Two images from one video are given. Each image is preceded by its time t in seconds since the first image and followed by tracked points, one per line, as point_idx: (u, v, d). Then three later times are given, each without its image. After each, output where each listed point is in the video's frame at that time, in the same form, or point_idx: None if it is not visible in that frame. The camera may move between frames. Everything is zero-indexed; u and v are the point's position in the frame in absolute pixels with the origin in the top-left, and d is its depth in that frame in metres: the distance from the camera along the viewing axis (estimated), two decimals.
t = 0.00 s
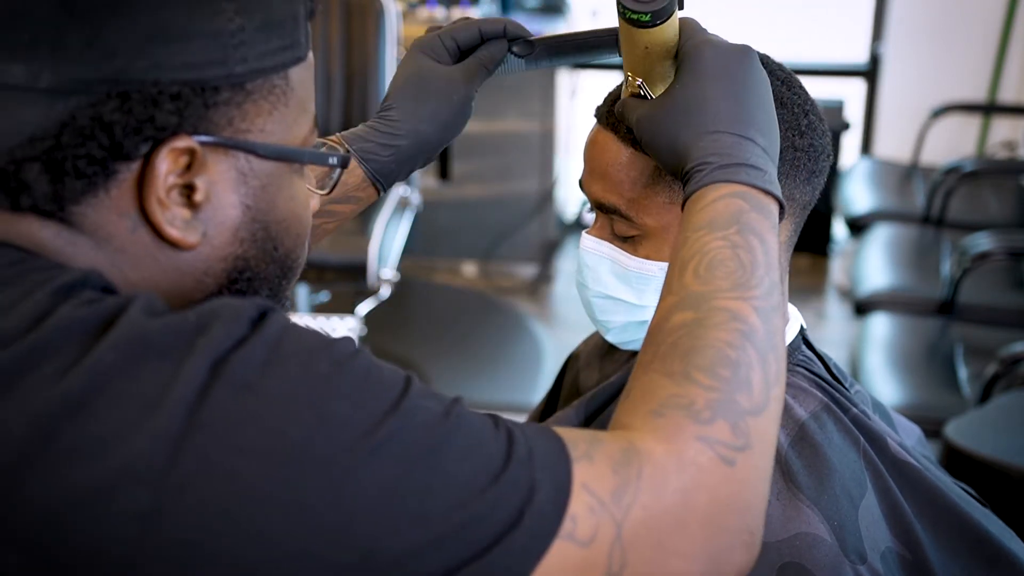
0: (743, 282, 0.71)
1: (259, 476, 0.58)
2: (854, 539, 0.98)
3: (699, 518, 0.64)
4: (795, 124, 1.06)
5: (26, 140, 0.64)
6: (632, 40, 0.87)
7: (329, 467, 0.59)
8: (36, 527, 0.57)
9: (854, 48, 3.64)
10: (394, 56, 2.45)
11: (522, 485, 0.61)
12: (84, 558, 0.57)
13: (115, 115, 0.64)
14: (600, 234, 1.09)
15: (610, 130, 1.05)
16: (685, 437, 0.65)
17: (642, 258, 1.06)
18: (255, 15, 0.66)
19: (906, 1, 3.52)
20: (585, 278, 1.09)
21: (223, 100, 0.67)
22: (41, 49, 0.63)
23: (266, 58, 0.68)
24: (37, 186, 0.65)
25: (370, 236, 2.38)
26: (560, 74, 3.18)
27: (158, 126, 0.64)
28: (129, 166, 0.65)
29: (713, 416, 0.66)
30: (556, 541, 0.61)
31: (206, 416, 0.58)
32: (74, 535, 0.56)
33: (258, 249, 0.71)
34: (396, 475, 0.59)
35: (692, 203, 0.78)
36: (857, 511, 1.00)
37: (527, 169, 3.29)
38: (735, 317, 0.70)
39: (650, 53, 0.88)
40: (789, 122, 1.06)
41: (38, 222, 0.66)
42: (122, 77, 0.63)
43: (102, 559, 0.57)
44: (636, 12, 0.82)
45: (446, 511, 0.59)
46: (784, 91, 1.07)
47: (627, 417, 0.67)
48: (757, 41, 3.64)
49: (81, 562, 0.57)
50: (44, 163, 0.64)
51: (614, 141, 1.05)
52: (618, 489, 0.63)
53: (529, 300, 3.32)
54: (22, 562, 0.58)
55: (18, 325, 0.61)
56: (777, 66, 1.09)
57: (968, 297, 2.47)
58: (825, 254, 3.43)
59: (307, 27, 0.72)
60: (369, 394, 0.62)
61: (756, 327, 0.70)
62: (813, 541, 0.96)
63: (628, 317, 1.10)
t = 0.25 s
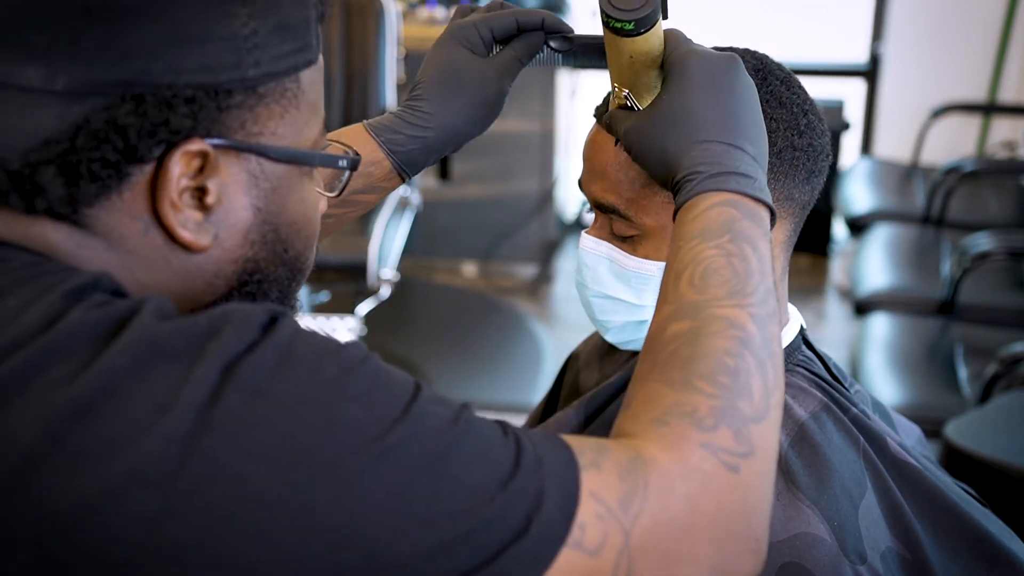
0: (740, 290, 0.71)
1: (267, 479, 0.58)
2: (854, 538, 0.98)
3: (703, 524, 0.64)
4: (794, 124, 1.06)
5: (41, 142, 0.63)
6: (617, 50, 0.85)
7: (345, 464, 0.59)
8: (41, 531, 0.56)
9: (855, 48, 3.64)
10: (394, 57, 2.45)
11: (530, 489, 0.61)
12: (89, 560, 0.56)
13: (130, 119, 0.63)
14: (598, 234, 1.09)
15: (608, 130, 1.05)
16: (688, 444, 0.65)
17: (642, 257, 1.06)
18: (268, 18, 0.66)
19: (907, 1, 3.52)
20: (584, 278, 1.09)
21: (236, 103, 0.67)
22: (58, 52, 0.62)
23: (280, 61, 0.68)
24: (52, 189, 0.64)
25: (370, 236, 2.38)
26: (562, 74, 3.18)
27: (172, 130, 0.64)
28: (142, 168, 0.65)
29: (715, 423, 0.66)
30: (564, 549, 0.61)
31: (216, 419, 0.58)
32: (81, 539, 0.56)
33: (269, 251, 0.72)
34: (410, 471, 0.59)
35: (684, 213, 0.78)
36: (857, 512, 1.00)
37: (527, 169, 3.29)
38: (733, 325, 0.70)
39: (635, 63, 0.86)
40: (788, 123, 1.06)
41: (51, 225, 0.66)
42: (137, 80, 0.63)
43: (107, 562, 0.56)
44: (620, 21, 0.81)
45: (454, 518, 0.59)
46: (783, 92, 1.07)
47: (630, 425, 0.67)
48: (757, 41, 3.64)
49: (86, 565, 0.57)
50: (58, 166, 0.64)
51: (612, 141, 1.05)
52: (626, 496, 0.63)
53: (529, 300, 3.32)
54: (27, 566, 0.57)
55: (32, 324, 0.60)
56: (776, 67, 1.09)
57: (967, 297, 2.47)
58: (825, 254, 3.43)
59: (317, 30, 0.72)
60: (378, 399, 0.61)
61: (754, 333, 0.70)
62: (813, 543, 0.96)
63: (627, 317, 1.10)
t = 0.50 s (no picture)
0: (757, 323, 0.71)
1: (270, 482, 0.57)
2: (855, 539, 0.98)
3: (701, 557, 0.65)
4: (798, 126, 1.06)
5: (41, 141, 0.63)
6: (666, 33, 0.84)
7: (346, 465, 0.59)
8: (42, 535, 0.56)
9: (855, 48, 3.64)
10: (394, 56, 2.44)
11: (530, 513, 0.61)
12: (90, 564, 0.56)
13: (130, 118, 0.63)
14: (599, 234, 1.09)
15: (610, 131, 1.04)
16: (691, 481, 0.65)
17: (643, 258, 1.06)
18: (270, 17, 0.66)
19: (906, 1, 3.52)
20: (585, 278, 1.09)
21: (237, 102, 0.67)
22: (58, 52, 0.62)
23: (281, 59, 0.68)
24: (52, 188, 0.64)
25: (370, 236, 2.38)
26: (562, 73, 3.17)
27: (173, 129, 0.65)
28: (142, 167, 0.65)
29: (721, 464, 0.66)
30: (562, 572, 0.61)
31: (221, 422, 0.58)
32: (82, 544, 0.56)
33: (270, 249, 0.72)
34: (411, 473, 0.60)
35: (704, 234, 0.77)
36: (858, 513, 1.00)
37: (527, 168, 3.29)
38: (749, 359, 0.70)
39: (675, 56, 0.85)
40: (791, 125, 1.06)
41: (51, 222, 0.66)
42: (138, 79, 0.63)
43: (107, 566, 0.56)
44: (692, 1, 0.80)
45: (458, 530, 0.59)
46: (786, 93, 1.06)
47: (633, 455, 0.67)
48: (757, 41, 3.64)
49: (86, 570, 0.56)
50: (58, 165, 0.64)
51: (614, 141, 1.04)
52: (624, 530, 0.63)
53: (529, 299, 3.32)
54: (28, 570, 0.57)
55: (35, 323, 0.60)
56: (779, 67, 1.09)
57: (968, 298, 2.47)
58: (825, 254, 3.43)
59: (320, 29, 0.72)
60: (385, 410, 0.62)
61: (768, 367, 0.70)
62: (813, 544, 0.95)
63: (627, 318, 1.10)
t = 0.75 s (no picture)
0: (781, 328, 0.71)
1: (275, 484, 0.57)
2: (855, 539, 0.98)
3: (710, 562, 0.64)
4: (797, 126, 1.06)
5: (44, 143, 0.63)
6: (733, 32, 0.82)
7: (358, 471, 0.58)
8: (49, 540, 0.56)
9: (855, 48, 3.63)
10: (394, 56, 2.43)
11: (531, 517, 0.61)
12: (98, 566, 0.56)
13: (134, 120, 0.64)
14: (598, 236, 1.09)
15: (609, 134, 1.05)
16: (703, 485, 0.65)
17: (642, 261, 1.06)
18: (274, 17, 0.66)
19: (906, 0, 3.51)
20: (585, 280, 1.09)
21: (241, 103, 0.67)
22: (61, 53, 0.62)
23: (286, 60, 0.68)
24: (56, 190, 0.64)
25: (371, 236, 2.38)
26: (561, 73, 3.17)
27: (176, 131, 0.65)
28: (146, 168, 0.65)
29: (735, 468, 0.66)
30: None
31: (225, 424, 0.58)
32: (90, 546, 0.56)
33: (275, 250, 0.72)
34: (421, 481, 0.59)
35: (742, 230, 0.77)
36: (858, 513, 1.00)
37: (527, 168, 3.29)
38: (772, 363, 0.70)
39: (739, 53, 0.84)
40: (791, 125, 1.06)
41: (55, 225, 0.66)
42: (140, 81, 0.63)
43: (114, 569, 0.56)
44: (760, 15, 0.79)
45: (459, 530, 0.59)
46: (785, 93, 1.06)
47: (647, 453, 0.67)
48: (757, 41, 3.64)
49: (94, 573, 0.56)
50: (62, 167, 0.64)
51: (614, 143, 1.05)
52: (630, 533, 0.62)
53: (529, 299, 3.32)
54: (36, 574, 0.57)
55: (42, 327, 0.60)
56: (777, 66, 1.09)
57: (968, 298, 2.47)
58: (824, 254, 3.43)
59: (324, 29, 0.72)
60: (387, 416, 0.61)
61: (789, 373, 0.70)
62: (813, 543, 0.95)
63: (628, 319, 1.08)
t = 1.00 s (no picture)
0: (764, 323, 0.71)
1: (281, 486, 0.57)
2: (855, 538, 0.98)
3: (710, 556, 0.64)
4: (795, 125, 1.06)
5: (52, 147, 0.63)
6: (676, 54, 0.84)
7: (365, 473, 0.58)
8: (56, 543, 0.56)
9: (855, 48, 3.64)
10: (395, 57, 2.44)
11: (536, 516, 0.61)
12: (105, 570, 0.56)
13: (141, 124, 0.63)
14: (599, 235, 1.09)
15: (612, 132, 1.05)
16: (700, 478, 0.65)
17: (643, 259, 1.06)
18: (281, 22, 0.66)
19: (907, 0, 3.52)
20: (585, 278, 1.09)
21: (247, 108, 0.67)
22: (69, 57, 0.62)
23: (293, 64, 0.68)
24: (63, 195, 0.64)
25: (370, 236, 2.38)
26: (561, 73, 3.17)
27: (183, 136, 0.65)
28: (153, 173, 0.65)
29: (729, 459, 0.66)
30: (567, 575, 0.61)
31: (231, 426, 0.58)
32: (94, 549, 0.56)
33: (280, 254, 0.72)
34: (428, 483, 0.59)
35: (715, 237, 0.78)
36: (858, 512, 1.00)
37: (528, 169, 3.29)
38: (756, 358, 0.70)
39: (690, 73, 0.86)
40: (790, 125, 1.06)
41: (62, 228, 0.66)
42: (148, 86, 0.63)
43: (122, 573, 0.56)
44: (690, 32, 0.80)
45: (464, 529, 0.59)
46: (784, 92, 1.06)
47: (645, 450, 0.67)
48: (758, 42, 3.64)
49: None
50: (69, 172, 0.64)
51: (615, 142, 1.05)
52: (634, 529, 0.62)
53: (529, 300, 3.32)
54: None
55: (51, 331, 0.60)
56: (776, 65, 1.09)
57: (968, 298, 2.47)
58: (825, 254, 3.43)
59: (330, 32, 0.72)
60: (391, 418, 0.61)
61: (775, 368, 0.70)
62: (813, 542, 0.95)
63: (627, 318, 1.09)
